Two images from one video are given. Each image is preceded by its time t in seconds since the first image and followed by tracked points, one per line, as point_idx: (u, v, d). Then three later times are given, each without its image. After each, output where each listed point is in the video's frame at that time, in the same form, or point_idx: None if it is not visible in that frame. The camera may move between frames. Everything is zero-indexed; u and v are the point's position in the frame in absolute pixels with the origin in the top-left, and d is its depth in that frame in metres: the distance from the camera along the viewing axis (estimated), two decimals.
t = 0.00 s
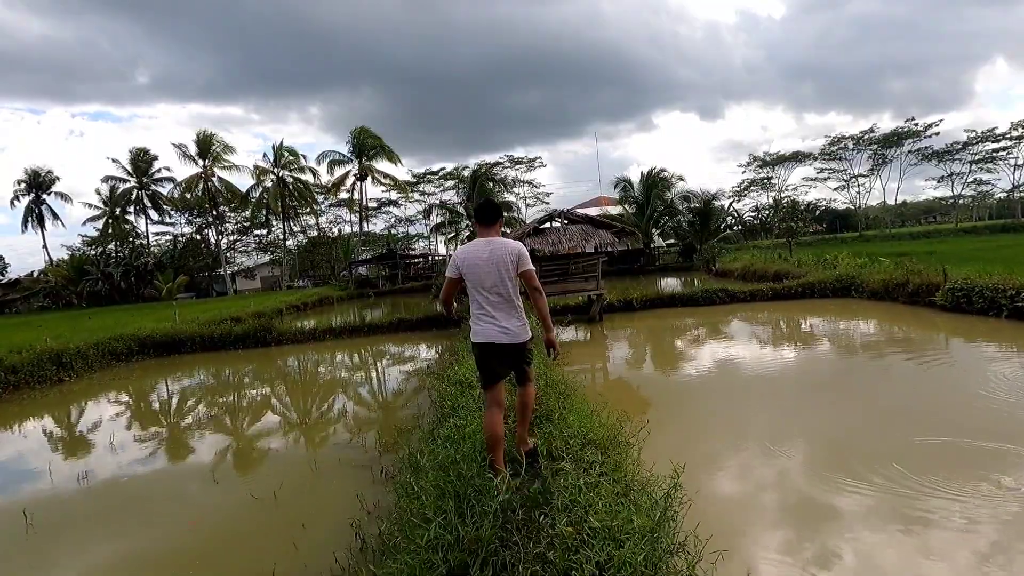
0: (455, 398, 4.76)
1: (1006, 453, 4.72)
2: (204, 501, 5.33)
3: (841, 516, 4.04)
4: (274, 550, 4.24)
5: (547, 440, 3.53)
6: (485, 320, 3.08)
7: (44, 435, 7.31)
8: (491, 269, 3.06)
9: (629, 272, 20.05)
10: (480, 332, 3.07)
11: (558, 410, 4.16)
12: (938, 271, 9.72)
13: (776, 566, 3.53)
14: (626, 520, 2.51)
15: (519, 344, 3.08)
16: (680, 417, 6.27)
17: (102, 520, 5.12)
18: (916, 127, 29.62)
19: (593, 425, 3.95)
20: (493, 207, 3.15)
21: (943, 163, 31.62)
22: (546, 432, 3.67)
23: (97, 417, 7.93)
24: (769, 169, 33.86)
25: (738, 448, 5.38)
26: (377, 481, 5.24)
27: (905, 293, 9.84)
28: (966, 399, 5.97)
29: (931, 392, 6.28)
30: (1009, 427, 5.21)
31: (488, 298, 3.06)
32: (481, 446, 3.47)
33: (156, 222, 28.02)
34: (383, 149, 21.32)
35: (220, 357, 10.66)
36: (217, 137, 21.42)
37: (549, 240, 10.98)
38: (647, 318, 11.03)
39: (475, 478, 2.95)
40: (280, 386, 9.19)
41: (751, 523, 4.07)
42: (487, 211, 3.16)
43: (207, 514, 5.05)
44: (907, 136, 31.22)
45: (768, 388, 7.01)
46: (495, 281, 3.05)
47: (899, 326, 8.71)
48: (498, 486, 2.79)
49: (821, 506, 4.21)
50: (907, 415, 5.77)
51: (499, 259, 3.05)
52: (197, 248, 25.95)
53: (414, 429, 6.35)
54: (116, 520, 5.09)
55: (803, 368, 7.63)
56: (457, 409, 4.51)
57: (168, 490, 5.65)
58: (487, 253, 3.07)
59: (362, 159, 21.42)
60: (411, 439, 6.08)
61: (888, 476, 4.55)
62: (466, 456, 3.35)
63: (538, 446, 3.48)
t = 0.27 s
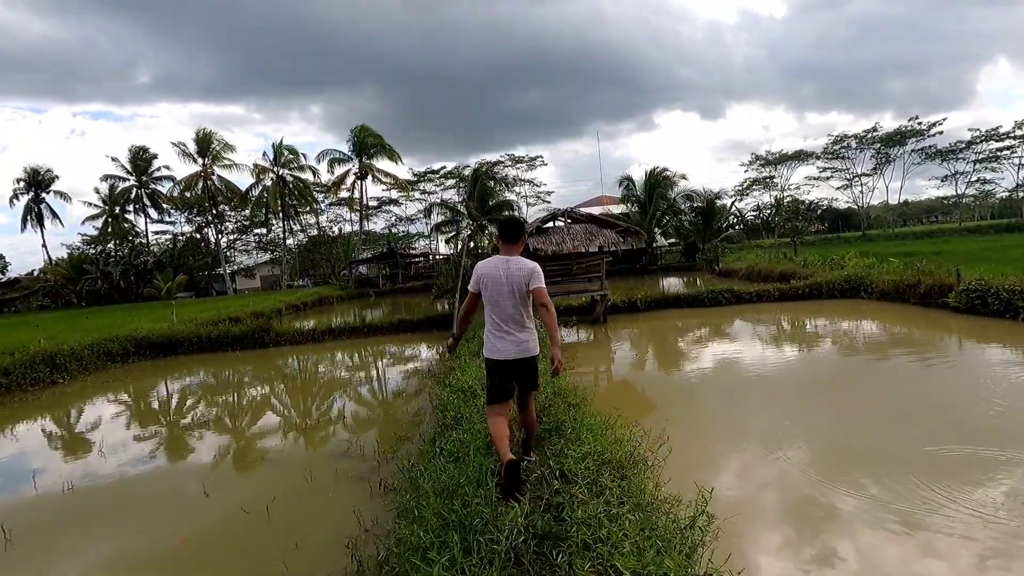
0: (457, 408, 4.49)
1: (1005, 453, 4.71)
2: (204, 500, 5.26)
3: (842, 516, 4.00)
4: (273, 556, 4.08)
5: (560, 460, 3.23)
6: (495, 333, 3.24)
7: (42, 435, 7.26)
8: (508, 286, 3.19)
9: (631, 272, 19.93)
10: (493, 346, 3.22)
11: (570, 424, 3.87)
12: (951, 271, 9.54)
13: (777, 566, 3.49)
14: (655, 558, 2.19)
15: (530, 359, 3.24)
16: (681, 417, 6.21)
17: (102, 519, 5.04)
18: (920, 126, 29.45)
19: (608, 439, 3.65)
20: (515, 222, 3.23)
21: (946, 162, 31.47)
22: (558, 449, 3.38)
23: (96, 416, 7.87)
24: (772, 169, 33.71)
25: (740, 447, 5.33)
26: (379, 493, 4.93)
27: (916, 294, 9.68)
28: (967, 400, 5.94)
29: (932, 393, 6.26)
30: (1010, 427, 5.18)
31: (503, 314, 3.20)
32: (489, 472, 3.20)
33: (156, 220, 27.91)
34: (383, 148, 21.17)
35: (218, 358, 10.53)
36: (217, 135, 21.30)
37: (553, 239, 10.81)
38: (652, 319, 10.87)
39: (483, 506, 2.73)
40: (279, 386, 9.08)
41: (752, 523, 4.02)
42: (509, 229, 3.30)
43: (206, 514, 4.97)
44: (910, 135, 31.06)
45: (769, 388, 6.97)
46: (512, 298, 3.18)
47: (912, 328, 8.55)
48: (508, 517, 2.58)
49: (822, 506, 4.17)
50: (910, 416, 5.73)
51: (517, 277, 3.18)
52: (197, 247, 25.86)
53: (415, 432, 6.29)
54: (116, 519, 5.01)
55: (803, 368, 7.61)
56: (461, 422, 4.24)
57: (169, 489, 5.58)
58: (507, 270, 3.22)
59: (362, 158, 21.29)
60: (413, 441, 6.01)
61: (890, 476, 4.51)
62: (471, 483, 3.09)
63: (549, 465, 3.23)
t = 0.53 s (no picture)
0: (457, 415, 4.31)
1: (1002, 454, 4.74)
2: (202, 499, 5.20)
3: (842, 518, 3.99)
4: (266, 564, 3.93)
5: (569, 479, 3.07)
6: (502, 324, 3.57)
7: (40, 435, 7.19)
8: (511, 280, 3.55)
9: (632, 272, 19.87)
10: (495, 336, 3.59)
11: (577, 436, 3.69)
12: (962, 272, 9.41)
13: (778, 568, 3.49)
14: None
15: (529, 351, 3.55)
16: (682, 416, 6.20)
17: (99, 520, 4.96)
18: (923, 127, 29.32)
19: (618, 452, 3.48)
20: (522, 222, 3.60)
21: (949, 163, 31.35)
22: (567, 465, 3.20)
23: (94, 416, 7.81)
24: (774, 169, 33.61)
25: (740, 447, 5.32)
26: (374, 504, 4.60)
27: (925, 296, 9.57)
28: (967, 401, 5.95)
29: (931, 394, 6.28)
30: (1007, 429, 5.21)
31: (505, 306, 3.55)
32: (496, 489, 2.99)
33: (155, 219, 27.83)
34: (384, 147, 21.08)
35: (215, 358, 10.43)
36: (217, 134, 21.23)
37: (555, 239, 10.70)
38: (656, 321, 10.75)
39: (484, 533, 2.57)
40: (279, 385, 9.02)
41: (752, 526, 4.01)
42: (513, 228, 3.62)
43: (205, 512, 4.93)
44: (913, 136, 30.93)
45: (769, 388, 6.97)
46: (513, 292, 3.53)
47: (920, 330, 8.46)
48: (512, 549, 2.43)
49: (822, 507, 4.16)
50: (909, 417, 5.75)
51: (519, 272, 3.54)
52: (196, 246, 25.78)
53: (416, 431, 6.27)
54: (114, 518, 4.95)
55: (803, 368, 7.61)
56: (461, 431, 4.05)
57: (167, 488, 5.52)
58: (510, 265, 3.56)
59: (363, 158, 21.21)
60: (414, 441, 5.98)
61: (889, 478, 4.52)
62: (475, 502, 2.87)
63: (556, 483, 3.05)
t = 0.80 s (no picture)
0: (453, 428, 4.17)
1: (1000, 454, 4.68)
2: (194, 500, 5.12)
3: (839, 520, 3.92)
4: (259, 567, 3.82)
5: (571, 504, 2.92)
6: (499, 324, 3.52)
7: (34, 435, 7.09)
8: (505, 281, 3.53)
9: (632, 272, 19.79)
10: (492, 337, 3.53)
11: (580, 452, 3.53)
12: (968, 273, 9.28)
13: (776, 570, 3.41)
14: None
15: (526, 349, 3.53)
16: (680, 417, 6.13)
17: (89, 520, 4.89)
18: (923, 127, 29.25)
19: (623, 471, 3.31)
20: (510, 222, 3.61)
21: (949, 163, 31.30)
22: (567, 487, 3.05)
23: (88, 416, 7.70)
24: (774, 169, 33.52)
25: (738, 446, 5.29)
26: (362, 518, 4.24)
27: (931, 297, 9.44)
28: (967, 403, 5.88)
29: (930, 395, 6.22)
30: (1007, 430, 5.15)
31: (501, 307, 3.51)
32: (492, 520, 2.84)
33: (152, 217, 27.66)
34: (382, 145, 20.88)
35: (207, 359, 10.20)
36: (214, 132, 21.08)
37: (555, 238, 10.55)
38: (658, 321, 10.63)
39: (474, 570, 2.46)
40: (276, 384, 8.93)
41: (751, 527, 3.93)
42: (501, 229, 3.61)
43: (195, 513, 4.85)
44: (913, 136, 30.87)
45: (767, 387, 6.94)
46: (508, 293, 3.51)
47: (924, 331, 8.36)
48: None
49: (819, 508, 4.10)
50: (909, 418, 5.67)
51: (513, 273, 3.52)
52: (193, 244, 25.60)
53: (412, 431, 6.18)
54: (105, 519, 4.88)
55: (802, 368, 7.55)
56: (457, 445, 3.90)
57: (161, 488, 5.45)
58: (505, 266, 3.53)
59: (360, 155, 21.07)
60: (411, 440, 5.91)
61: (885, 477, 4.48)
62: (467, 532, 2.73)
63: (553, 507, 2.91)
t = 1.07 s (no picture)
0: (449, 436, 3.66)
1: (1000, 453, 4.61)
2: (184, 497, 5.07)
3: (835, 517, 3.86)
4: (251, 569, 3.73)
5: (586, 532, 2.39)
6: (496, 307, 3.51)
7: (28, 435, 6.99)
8: (504, 262, 3.54)
9: (630, 270, 19.72)
10: (492, 316, 3.51)
11: (589, 465, 3.02)
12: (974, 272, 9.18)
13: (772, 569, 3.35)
14: None
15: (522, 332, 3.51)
16: (677, 416, 6.06)
17: (79, 517, 4.86)
18: (922, 125, 29.19)
19: (640, 490, 2.82)
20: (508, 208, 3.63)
21: (946, 161, 31.32)
22: (583, 510, 2.53)
23: (82, 416, 7.58)
24: (772, 167, 33.44)
25: (736, 444, 5.26)
26: (353, 535, 3.91)
27: (936, 297, 9.36)
28: (966, 402, 5.81)
29: (929, 395, 6.14)
30: (1007, 429, 5.07)
31: (501, 286, 3.50)
32: (493, 551, 2.30)
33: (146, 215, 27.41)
34: (378, 142, 20.73)
35: (200, 359, 10.04)
36: (208, 128, 20.88)
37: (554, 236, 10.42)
38: (658, 321, 10.52)
39: None
40: (272, 382, 8.81)
41: (746, 527, 3.86)
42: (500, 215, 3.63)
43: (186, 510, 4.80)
44: (911, 134, 30.86)
45: (766, 385, 6.89)
46: (508, 273, 3.52)
47: (927, 330, 8.28)
48: None
49: (816, 506, 4.04)
50: (907, 417, 5.59)
51: (513, 254, 3.54)
52: (188, 242, 25.37)
53: (407, 431, 6.07)
54: (94, 516, 4.85)
55: (801, 366, 7.51)
56: (451, 459, 3.37)
57: (153, 485, 5.41)
58: (504, 247, 3.54)
59: (356, 152, 20.87)
60: (408, 439, 5.81)
61: (881, 473, 4.45)
62: (462, 568, 2.16)
63: (567, 537, 2.37)
